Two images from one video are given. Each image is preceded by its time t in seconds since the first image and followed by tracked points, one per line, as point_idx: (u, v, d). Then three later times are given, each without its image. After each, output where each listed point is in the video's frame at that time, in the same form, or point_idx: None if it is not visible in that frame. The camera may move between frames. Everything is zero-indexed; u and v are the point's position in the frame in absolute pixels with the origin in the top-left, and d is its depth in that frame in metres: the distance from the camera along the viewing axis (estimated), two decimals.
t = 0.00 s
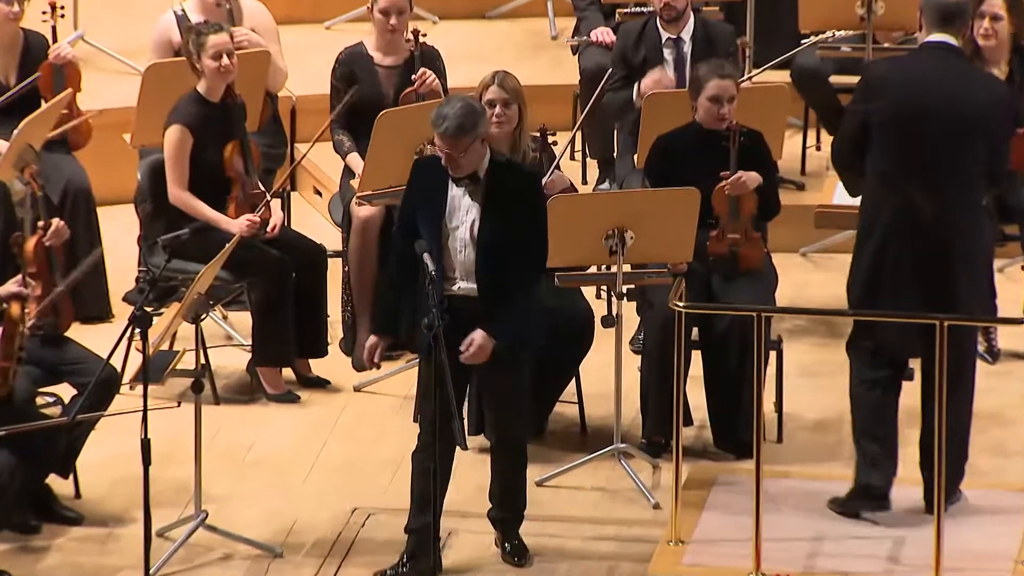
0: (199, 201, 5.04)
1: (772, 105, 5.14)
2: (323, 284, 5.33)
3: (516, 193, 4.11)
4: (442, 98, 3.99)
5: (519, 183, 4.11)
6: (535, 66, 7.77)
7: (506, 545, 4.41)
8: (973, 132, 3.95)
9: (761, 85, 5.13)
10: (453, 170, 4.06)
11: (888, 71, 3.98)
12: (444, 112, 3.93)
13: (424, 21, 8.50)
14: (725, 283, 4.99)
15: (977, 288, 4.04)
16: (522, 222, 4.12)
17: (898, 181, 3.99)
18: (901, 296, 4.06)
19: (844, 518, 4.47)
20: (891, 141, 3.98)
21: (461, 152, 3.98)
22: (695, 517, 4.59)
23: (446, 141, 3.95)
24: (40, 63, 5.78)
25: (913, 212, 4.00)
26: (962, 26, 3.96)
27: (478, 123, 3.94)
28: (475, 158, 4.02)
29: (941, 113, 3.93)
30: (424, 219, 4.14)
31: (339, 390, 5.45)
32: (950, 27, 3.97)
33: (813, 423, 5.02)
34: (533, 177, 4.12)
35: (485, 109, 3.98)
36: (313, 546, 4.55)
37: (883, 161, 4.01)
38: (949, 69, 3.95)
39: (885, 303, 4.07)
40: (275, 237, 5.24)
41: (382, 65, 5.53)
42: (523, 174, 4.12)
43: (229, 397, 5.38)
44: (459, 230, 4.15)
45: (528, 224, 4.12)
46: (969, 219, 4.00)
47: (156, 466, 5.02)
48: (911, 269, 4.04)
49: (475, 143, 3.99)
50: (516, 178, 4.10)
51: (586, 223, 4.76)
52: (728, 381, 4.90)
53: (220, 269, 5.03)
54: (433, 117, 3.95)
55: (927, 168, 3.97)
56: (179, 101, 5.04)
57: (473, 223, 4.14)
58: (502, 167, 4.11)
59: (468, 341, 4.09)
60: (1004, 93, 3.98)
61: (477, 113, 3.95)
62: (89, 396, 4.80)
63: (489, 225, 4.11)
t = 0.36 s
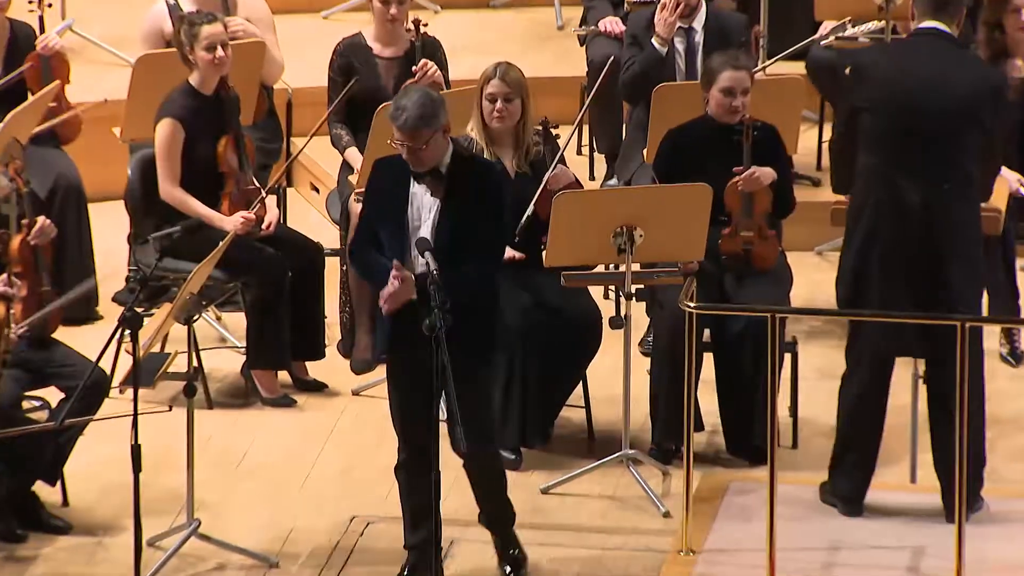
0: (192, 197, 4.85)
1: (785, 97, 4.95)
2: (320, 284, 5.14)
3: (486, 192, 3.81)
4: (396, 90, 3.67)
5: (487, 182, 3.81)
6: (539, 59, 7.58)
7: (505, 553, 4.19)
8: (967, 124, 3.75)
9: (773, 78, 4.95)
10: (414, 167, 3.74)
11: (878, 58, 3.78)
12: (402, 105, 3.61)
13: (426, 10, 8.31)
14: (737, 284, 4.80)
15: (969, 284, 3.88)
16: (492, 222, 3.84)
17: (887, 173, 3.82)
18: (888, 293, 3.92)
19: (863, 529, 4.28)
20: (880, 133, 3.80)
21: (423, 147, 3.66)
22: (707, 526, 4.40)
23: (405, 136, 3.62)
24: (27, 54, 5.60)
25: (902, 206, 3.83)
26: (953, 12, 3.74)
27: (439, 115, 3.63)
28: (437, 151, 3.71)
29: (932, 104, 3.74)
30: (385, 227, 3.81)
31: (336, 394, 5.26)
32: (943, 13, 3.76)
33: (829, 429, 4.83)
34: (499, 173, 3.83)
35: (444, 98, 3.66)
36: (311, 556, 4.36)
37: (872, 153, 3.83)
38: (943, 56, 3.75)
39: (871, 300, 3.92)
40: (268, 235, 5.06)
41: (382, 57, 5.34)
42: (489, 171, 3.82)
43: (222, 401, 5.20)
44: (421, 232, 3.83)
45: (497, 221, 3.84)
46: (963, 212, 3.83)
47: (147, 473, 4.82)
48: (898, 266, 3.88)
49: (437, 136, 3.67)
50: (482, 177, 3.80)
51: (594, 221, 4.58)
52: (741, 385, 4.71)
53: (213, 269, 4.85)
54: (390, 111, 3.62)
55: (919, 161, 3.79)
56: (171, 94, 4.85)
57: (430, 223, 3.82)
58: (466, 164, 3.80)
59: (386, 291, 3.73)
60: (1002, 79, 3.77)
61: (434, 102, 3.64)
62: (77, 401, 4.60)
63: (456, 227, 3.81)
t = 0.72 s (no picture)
0: (183, 194, 4.67)
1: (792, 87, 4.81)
2: (316, 284, 4.96)
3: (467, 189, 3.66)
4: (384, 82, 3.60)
5: (470, 179, 3.66)
6: (542, 53, 7.43)
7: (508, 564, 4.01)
8: (942, 112, 3.61)
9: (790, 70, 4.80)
10: (397, 159, 3.60)
11: (847, 50, 3.69)
12: (385, 89, 3.53)
13: (425, 2, 8.15)
14: (749, 282, 4.62)
15: (952, 283, 3.71)
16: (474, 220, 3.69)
17: (861, 164, 3.70)
18: (864, 291, 3.77)
19: (881, 539, 4.11)
20: (852, 124, 3.69)
21: (404, 133, 3.54)
22: (716, 533, 4.22)
23: (385, 118, 3.52)
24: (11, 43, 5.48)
25: (877, 200, 3.70)
26: None
27: (423, 101, 3.53)
28: (420, 143, 3.58)
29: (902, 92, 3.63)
30: (366, 219, 3.70)
31: (333, 397, 5.09)
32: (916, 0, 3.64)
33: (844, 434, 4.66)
34: (484, 170, 3.68)
35: (430, 89, 3.57)
36: (309, 564, 4.17)
37: (846, 146, 3.71)
38: (914, 45, 3.64)
39: (850, 301, 3.78)
40: (264, 232, 4.89)
41: (380, 48, 5.17)
42: (477, 168, 3.68)
43: (214, 405, 5.02)
44: (401, 228, 3.70)
45: (484, 215, 3.69)
46: (944, 205, 3.67)
47: (136, 480, 4.65)
48: (877, 264, 3.73)
49: (420, 124, 3.55)
50: (466, 173, 3.65)
51: (600, 218, 4.42)
52: (753, 388, 4.55)
53: (206, 267, 4.68)
54: (373, 96, 3.55)
55: (892, 151, 3.67)
56: (161, 86, 4.67)
57: (412, 216, 3.70)
58: (451, 159, 3.65)
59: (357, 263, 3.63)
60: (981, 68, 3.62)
61: (419, 88, 3.53)
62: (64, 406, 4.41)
63: (441, 223, 3.66)
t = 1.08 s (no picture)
0: (180, 191, 4.50)
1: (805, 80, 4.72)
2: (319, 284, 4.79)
3: (466, 188, 3.48)
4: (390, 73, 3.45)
5: (470, 177, 3.49)
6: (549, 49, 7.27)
7: None
8: (951, 109, 3.42)
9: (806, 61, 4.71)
10: (399, 148, 3.41)
11: (848, 45, 3.50)
12: (391, 74, 3.38)
13: None
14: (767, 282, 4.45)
15: (956, 284, 3.51)
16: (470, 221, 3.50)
17: (865, 160, 3.52)
18: (868, 292, 3.57)
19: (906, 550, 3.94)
20: (856, 123, 3.51)
21: (408, 118, 3.36)
22: (734, 544, 4.05)
23: (389, 102, 3.35)
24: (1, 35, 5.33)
25: (884, 202, 3.51)
26: None
27: (429, 87, 3.37)
28: (425, 132, 3.40)
29: (908, 88, 3.42)
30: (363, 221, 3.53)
31: (336, 401, 4.93)
32: None
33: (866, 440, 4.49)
34: (487, 168, 3.50)
35: (439, 79, 3.41)
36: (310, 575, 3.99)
37: (851, 146, 3.54)
38: (920, 37, 3.44)
39: (854, 303, 3.59)
40: (264, 231, 4.72)
41: (383, 38, 4.99)
42: (481, 165, 3.51)
43: (213, 410, 4.85)
44: (402, 224, 3.51)
45: (485, 217, 3.51)
46: (954, 207, 3.48)
47: (130, 488, 4.47)
48: (880, 264, 3.54)
49: (425, 111, 3.38)
50: (468, 172, 3.48)
51: (612, 215, 4.24)
52: (772, 394, 4.38)
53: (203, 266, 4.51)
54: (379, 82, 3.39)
55: (898, 152, 3.47)
56: (156, 78, 4.49)
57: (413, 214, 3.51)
58: (453, 157, 3.48)
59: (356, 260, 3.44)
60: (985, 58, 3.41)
61: (427, 74, 3.38)
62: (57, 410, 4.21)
63: (444, 223, 3.47)
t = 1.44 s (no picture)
0: (192, 187, 4.33)
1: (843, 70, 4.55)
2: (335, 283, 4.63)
3: (489, 185, 3.31)
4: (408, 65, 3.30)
5: (495, 172, 3.32)
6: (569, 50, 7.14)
7: None
8: None
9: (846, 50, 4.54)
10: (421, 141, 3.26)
11: (915, 42, 3.30)
12: (412, 63, 3.23)
13: None
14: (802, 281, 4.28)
15: None
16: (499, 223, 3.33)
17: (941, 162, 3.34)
18: (941, 296, 3.42)
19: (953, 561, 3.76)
20: (927, 126, 3.33)
21: (430, 108, 3.21)
22: (769, 554, 3.88)
23: (410, 90, 3.21)
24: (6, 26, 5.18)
25: (958, 209, 3.35)
26: None
27: (452, 76, 3.22)
28: (447, 124, 3.25)
29: (989, 87, 3.26)
30: (382, 223, 3.36)
31: (353, 406, 4.76)
32: None
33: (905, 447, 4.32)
34: (512, 163, 3.33)
35: (461, 71, 3.27)
36: None
37: (920, 148, 3.35)
38: (995, 31, 3.27)
39: (926, 307, 3.43)
40: (279, 229, 4.56)
41: (403, 29, 4.85)
42: (504, 160, 3.33)
43: (225, 415, 4.69)
44: (421, 223, 3.34)
45: (508, 212, 3.33)
46: None
47: (140, 496, 4.32)
48: (959, 268, 3.39)
49: (448, 102, 3.23)
50: (492, 166, 3.31)
51: (642, 213, 4.07)
52: (808, 398, 4.21)
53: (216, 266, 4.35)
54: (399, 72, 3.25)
55: (976, 155, 3.31)
56: (167, 71, 4.33)
57: (436, 211, 3.33)
58: (474, 151, 3.32)
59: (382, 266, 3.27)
60: None
61: (450, 63, 3.23)
62: (65, 415, 4.05)
63: (468, 221, 3.31)
